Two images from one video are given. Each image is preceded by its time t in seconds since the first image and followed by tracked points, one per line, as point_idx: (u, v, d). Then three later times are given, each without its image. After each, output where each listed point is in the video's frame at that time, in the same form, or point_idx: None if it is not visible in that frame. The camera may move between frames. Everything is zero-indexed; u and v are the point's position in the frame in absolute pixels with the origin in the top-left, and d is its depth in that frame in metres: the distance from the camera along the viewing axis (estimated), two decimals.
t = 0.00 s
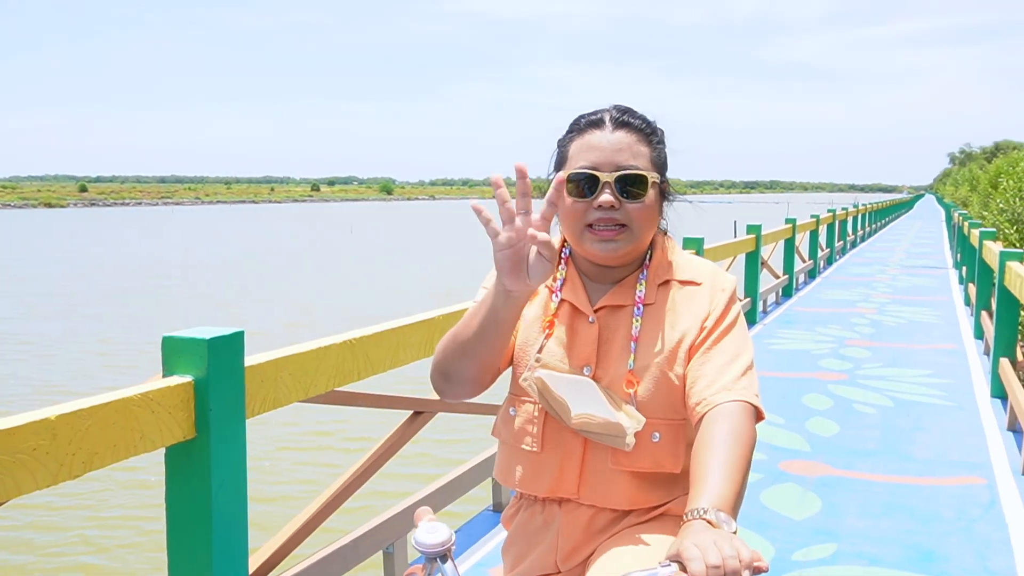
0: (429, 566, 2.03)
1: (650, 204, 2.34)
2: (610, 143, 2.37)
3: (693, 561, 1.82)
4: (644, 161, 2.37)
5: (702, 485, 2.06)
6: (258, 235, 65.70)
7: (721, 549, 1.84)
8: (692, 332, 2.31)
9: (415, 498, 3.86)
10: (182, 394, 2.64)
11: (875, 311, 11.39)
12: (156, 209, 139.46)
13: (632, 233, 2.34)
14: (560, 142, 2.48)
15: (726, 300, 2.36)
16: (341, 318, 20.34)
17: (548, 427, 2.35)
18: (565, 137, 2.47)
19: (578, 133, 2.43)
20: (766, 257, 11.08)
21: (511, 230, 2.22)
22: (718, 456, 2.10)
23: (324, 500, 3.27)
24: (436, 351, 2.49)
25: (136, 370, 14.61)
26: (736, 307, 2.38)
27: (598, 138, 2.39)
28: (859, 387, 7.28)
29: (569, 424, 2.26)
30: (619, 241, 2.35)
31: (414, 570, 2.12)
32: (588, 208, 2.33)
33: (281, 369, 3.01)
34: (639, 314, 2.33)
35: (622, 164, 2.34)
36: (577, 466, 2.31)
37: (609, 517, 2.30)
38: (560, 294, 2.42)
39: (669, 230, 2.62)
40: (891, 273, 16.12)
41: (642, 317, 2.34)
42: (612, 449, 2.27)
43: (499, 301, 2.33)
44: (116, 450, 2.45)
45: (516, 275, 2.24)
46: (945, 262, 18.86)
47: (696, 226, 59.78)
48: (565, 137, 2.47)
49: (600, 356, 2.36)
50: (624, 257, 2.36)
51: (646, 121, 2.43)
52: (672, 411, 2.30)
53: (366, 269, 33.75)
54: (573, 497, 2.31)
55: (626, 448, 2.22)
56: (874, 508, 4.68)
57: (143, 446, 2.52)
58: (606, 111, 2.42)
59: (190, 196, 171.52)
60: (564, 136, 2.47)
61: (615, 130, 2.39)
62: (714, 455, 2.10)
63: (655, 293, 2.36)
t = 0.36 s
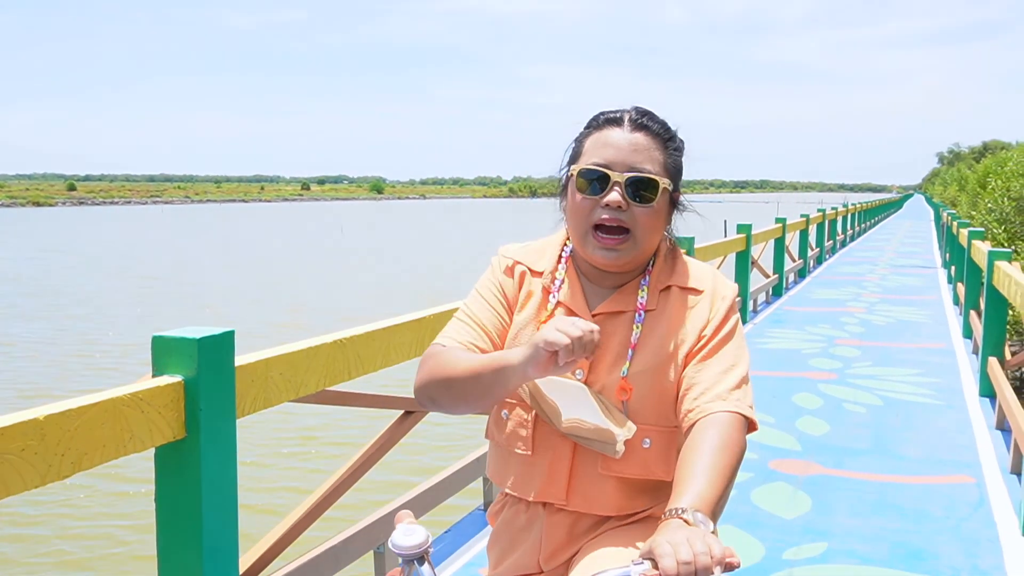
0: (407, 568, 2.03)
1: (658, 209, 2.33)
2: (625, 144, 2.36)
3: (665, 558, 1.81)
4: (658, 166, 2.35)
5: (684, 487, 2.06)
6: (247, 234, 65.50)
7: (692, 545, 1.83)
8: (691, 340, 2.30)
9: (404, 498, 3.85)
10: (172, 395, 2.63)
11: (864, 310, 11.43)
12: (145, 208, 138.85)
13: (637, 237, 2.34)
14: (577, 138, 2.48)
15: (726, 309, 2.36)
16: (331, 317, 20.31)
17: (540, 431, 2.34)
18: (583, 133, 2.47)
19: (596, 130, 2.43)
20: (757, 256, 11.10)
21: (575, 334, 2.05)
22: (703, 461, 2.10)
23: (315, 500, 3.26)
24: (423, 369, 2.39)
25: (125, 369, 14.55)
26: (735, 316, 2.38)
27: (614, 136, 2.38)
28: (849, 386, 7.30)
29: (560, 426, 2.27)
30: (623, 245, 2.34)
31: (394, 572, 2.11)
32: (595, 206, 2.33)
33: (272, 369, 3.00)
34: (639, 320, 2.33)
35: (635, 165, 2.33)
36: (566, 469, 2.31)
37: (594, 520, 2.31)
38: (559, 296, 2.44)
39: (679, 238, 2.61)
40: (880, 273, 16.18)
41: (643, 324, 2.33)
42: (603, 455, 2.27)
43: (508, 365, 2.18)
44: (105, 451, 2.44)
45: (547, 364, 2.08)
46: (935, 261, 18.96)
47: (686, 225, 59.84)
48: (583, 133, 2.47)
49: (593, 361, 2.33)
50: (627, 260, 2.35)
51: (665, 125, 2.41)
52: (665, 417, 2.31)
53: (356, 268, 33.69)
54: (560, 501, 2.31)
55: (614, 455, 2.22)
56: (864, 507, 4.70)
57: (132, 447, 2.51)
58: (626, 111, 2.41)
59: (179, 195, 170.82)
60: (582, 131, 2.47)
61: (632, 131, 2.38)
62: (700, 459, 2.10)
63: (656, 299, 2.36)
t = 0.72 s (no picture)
0: (395, 569, 2.02)
1: (661, 202, 2.33)
2: (629, 135, 2.36)
3: (654, 556, 1.80)
4: (662, 159, 2.35)
5: (677, 481, 2.06)
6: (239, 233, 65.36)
7: (682, 544, 1.82)
8: (690, 336, 2.30)
9: (399, 497, 3.84)
10: (166, 393, 2.62)
11: (857, 309, 11.46)
12: (136, 206, 138.43)
13: (639, 230, 2.33)
14: (581, 131, 2.48)
15: (727, 307, 2.35)
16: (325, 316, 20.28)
17: (534, 423, 2.34)
18: (587, 125, 2.47)
19: (600, 122, 2.43)
20: (750, 255, 11.12)
21: (494, 316, 2.14)
22: (696, 458, 2.09)
23: (309, 498, 3.25)
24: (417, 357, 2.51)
25: (116, 367, 14.49)
26: (736, 313, 2.38)
27: (619, 128, 2.38)
28: (843, 385, 7.32)
29: (554, 419, 2.27)
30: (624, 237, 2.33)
31: (384, 572, 2.10)
32: (598, 197, 2.33)
33: (265, 367, 2.98)
34: (639, 315, 2.33)
35: (639, 157, 2.33)
36: (561, 462, 2.30)
37: (585, 516, 2.30)
38: (557, 288, 2.42)
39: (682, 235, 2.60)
40: (873, 272, 16.24)
41: (642, 319, 2.33)
42: (597, 450, 2.27)
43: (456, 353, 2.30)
44: (98, 449, 2.42)
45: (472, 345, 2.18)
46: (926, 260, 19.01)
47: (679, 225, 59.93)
48: (587, 126, 2.47)
49: (591, 355, 2.35)
50: (628, 252, 2.35)
51: (670, 120, 2.41)
52: (661, 414, 2.30)
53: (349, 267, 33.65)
54: (554, 495, 2.30)
55: (609, 450, 2.23)
56: (858, 505, 4.71)
57: (125, 446, 2.49)
58: (632, 105, 2.41)
59: (170, 194, 170.26)
60: (587, 124, 2.47)
61: (637, 123, 2.38)
62: (693, 455, 2.10)
63: (657, 294, 2.36)
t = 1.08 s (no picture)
0: (384, 569, 2.00)
1: (647, 195, 2.32)
2: (615, 130, 2.35)
3: (646, 558, 1.79)
4: (648, 153, 2.34)
5: (666, 476, 2.04)
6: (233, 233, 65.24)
7: (674, 545, 1.80)
8: (677, 329, 2.28)
9: (390, 497, 3.83)
10: (154, 393, 2.60)
11: (851, 309, 11.47)
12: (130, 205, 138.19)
13: (626, 222, 2.32)
14: (568, 128, 2.47)
15: (715, 301, 2.33)
16: (319, 316, 20.24)
17: (521, 415, 2.33)
18: (574, 123, 2.46)
19: (586, 118, 2.42)
20: (744, 254, 11.12)
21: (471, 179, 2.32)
22: (686, 452, 2.07)
23: (301, 498, 3.24)
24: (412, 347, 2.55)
25: (109, 368, 14.46)
26: (724, 308, 2.36)
27: (604, 124, 2.37)
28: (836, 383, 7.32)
29: (540, 410, 2.26)
30: (611, 229, 2.32)
31: (373, 572, 2.09)
32: (585, 191, 2.32)
33: (255, 367, 2.97)
34: (626, 310, 2.32)
35: (624, 151, 2.32)
36: (547, 455, 2.29)
37: (572, 512, 2.29)
38: (545, 282, 2.41)
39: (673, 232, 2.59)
40: (866, 271, 16.26)
41: (629, 313, 2.32)
42: (583, 443, 2.25)
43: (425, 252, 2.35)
44: (86, 450, 2.40)
45: (449, 213, 2.31)
46: (920, 259, 19.05)
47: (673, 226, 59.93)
48: (574, 123, 2.46)
49: (578, 349, 2.34)
50: (615, 245, 2.33)
51: (656, 115, 2.40)
52: (649, 407, 2.27)
53: (343, 267, 33.61)
54: (540, 486, 2.29)
55: (593, 443, 2.22)
56: (851, 504, 4.70)
57: (113, 446, 2.47)
58: (618, 100, 2.40)
59: (164, 194, 169.91)
60: (574, 121, 2.46)
61: (623, 119, 2.37)
62: (683, 449, 2.07)
63: (645, 289, 2.34)
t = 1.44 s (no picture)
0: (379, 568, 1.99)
1: (648, 197, 2.32)
2: (617, 132, 2.35)
3: (642, 557, 1.78)
4: (649, 155, 2.34)
5: (660, 474, 2.04)
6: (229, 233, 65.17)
7: (669, 546, 1.80)
8: (671, 326, 2.28)
9: (385, 497, 3.83)
10: (147, 393, 2.59)
11: (846, 308, 11.49)
12: (126, 205, 138.07)
13: (627, 223, 2.31)
14: (569, 129, 2.47)
15: (710, 300, 2.33)
16: (314, 316, 20.21)
17: (515, 409, 2.34)
18: (576, 124, 2.45)
19: (588, 120, 2.42)
20: (739, 254, 11.13)
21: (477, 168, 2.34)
22: (679, 450, 2.06)
23: (294, 498, 3.23)
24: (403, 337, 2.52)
25: (104, 367, 14.43)
26: (720, 307, 2.35)
27: (606, 125, 2.37)
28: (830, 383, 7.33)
29: (533, 403, 2.27)
30: (612, 230, 2.32)
31: (366, 572, 2.09)
32: (586, 192, 2.31)
33: (249, 367, 2.96)
34: (620, 306, 2.32)
35: (626, 153, 2.32)
36: (540, 447, 2.29)
37: (565, 506, 2.26)
38: (542, 277, 2.42)
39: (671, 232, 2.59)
40: (861, 271, 16.28)
41: (624, 310, 2.32)
42: (572, 436, 2.25)
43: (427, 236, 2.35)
44: (78, 450, 2.39)
45: (453, 199, 2.32)
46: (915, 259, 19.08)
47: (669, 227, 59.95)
48: (576, 124, 2.45)
49: (573, 344, 2.34)
50: (616, 246, 2.33)
51: (657, 118, 2.40)
52: (643, 404, 2.27)
53: (339, 266, 33.61)
54: (531, 478, 2.29)
55: (583, 437, 2.23)
56: (845, 503, 4.70)
57: (106, 447, 2.47)
58: (619, 102, 2.40)
59: (160, 194, 169.68)
60: (575, 122, 2.46)
61: (624, 121, 2.37)
62: (675, 447, 2.07)
63: (640, 286, 2.34)
